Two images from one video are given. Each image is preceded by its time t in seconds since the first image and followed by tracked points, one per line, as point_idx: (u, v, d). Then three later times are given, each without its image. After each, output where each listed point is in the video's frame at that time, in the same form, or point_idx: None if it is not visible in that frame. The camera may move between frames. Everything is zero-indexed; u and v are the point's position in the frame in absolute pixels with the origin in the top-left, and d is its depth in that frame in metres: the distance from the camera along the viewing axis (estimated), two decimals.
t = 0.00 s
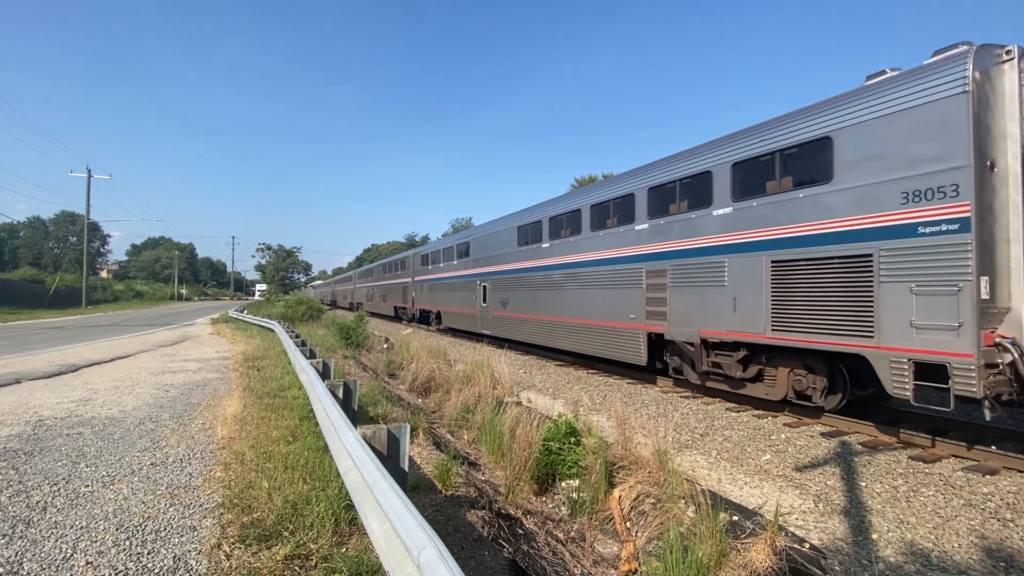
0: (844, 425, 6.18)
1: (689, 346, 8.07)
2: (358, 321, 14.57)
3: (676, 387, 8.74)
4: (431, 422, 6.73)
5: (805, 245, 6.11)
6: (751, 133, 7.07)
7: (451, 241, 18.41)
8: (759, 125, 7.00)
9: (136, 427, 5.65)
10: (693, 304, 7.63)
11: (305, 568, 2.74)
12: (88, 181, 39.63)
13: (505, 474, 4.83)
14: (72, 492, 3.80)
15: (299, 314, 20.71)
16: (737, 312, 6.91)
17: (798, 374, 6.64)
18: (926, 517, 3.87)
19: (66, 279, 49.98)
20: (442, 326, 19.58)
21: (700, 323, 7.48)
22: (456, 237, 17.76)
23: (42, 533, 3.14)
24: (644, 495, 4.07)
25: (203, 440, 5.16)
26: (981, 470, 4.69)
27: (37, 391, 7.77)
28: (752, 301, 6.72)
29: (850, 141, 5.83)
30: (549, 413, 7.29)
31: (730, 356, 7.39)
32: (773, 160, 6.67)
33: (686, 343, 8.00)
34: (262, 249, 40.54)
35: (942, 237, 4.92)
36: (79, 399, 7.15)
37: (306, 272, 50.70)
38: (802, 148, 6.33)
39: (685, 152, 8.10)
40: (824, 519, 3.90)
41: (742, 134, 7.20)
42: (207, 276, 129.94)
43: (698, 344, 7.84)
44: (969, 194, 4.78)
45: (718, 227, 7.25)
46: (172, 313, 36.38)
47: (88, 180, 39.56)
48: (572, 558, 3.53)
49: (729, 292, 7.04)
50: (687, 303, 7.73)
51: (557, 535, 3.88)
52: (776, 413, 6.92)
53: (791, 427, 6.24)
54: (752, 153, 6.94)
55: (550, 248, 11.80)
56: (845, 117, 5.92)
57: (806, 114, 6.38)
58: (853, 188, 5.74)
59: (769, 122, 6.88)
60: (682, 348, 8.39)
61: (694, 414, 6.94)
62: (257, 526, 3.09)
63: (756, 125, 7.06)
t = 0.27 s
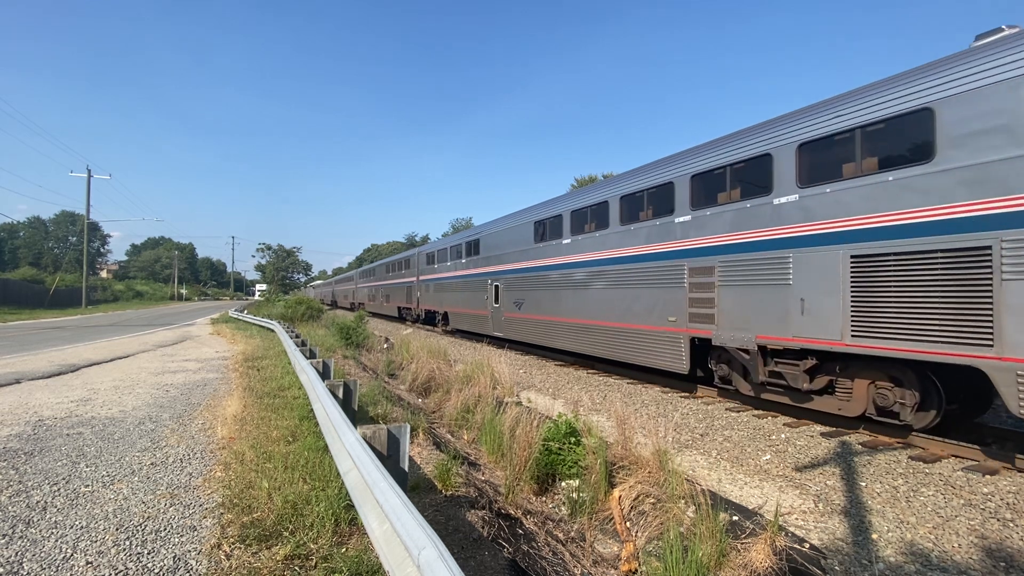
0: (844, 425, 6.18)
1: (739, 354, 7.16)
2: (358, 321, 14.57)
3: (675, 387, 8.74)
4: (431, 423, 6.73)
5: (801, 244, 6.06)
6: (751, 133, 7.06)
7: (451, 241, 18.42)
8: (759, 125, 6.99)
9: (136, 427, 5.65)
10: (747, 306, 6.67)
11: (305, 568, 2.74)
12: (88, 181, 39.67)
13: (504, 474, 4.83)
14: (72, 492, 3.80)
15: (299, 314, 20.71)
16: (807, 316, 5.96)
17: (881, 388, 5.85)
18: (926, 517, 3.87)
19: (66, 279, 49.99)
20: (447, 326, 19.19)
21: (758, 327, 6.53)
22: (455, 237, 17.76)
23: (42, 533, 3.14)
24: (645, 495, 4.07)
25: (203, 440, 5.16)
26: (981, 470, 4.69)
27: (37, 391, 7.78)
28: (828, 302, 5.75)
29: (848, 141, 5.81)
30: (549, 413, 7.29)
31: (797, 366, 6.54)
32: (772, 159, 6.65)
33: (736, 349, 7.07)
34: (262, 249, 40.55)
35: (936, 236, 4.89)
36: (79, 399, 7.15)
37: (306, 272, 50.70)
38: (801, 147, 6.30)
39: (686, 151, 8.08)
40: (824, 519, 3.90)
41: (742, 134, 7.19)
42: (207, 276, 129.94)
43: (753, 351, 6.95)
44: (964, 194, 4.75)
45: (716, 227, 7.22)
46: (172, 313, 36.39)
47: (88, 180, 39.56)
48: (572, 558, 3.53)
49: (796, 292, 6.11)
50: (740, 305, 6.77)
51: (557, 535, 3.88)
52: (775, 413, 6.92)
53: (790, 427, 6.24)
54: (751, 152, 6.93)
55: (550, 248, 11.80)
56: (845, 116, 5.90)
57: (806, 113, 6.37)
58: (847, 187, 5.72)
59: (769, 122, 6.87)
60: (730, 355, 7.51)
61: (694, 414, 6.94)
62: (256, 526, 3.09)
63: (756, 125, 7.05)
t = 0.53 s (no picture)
0: (844, 425, 6.18)
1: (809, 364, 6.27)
2: (359, 321, 14.57)
3: (676, 387, 8.74)
4: (431, 423, 6.73)
5: (800, 244, 6.05)
6: (751, 133, 7.05)
7: (451, 241, 18.43)
8: (759, 124, 6.99)
9: (136, 427, 5.65)
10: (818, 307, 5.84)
11: (305, 568, 2.74)
12: (88, 181, 39.70)
13: (505, 474, 4.83)
14: (73, 492, 3.80)
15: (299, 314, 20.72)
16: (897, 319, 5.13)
17: (995, 406, 4.88)
18: (926, 517, 3.87)
19: (66, 279, 50.01)
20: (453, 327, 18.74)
21: (831, 332, 5.69)
22: (455, 237, 17.79)
23: (42, 533, 3.15)
24: (645, 495, 4.07)
25: (203, 440, 5.16)
26: (981, 470, 4.69)
27: (37, 391, 7.78)
28: (924, 303, 4.91)
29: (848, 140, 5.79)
30: (549, 413, 7.29)
31: (881, 378, 5.65)
32: (772, 159, 6.64)
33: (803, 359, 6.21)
34: (263, 249, 40.56)
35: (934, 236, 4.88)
36: (80, 399, 7.15)
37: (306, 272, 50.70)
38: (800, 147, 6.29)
39: (687, 151, 8.07)
40: (824, 519, 3.90)
41: (742, 133, 7.19)
42: (207, 276, 129.98)
43: (824, 361, 6.10)
44: (962, 194, 4.75)
45: (716, 227, 7.22)
46: (172, 313, 36.40)
47: (88, 180, 39.56)
48: (572, 558, 3.53)
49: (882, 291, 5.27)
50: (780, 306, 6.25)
51: (557, 535, 3.88)
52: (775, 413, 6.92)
53: (791, 427, 6.24)
54: (751, 152, 6.92)
55: (550, 248, 11.80)
56: (843, 115, 5.89)
57: (805, 113, 6.36)
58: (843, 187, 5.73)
59: (769, 121, 6.86)
60: (793, 364, 6.64)
61: (694, 414, 6.94)
62: (257, 526, 3.09)
63: (755, 125, 7.04)
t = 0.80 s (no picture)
0: (844, 424, 6.18)
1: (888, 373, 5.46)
2: (358, 321, 14.56)
3: (676, 387, 8.74)
4: (431, 423, 6.73)
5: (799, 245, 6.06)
6: (750, 133, 7.05)
7: (451, 241, 18.43)
8: (758, 125, 6.99)
9: (136, 427, 5.65)
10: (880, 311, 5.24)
11: (305, 568, 2.74)
12: (88, 181, 39.72)
13: (505, 474, 4.83)
14: (72, 492, 3.80)
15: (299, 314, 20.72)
16: (976, 331, 4.63)
17: None
18: (926, 517, 3.87)
19: (66, 279, 50.02)
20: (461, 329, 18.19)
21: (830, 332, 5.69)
22: (455, 237, 17.80)
23: (42, 533, 3.14)
24: (645, 495, 4.07)
25: (203, 440, 5.16)
26: (981, 470, 4.69)
27: (37, 391, 7.77)
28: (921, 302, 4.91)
29: (847, 140, 5.79)
30: (549, 413, 7.29)
31: (1001, 396, 4.76)
32: (771, 159, 6.64)
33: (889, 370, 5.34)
34: (263, 249, 40.56)
35: (933, 236, 4.89)
36: (80, 399, 7.15)
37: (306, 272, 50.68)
38: (798, 147, 6.30)
39: (686, 151, 8.09)
40: (824, 519, 3.90)
41: (741, 134, 7.19)
42: (207, 276, 129.99)
43: (921, 375, 5.18)
44: (960, 194, 4.76)
45: (716, 227, 7.23)
46: (172, 313, 36.42)
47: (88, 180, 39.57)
48: (572, 558, 3.53)
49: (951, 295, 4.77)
50: (778, 306, 6.26)
51: (557, 535, 3.88)
52: (775, 413, 6.91)
53: (791, 427, 6.24)
54: (751, 152, 6.92)
55: (550, 248, 11.81)
56: (841, 116, 5.90)
57: (805, 113, 6.37)
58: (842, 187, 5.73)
59: (768, 121, 6.86)
60: (877, 376, 5.73)
61: (694, 414, 6.94)
62: (256, 526, 3.09)
63: (755, 125, 7.04)
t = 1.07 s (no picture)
0: (845, 425, 6.18)
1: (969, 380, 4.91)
2: (359, 321, 14.56)
3: (676, 387, 8.74)
4: (431, 422, 6.73)
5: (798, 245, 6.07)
6: (750, 133, 7.05)
7: (451, 241, 18.43)
8: (758, 125, 6.99)
9: (136, 427, 5.65)
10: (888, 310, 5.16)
11: (305, 568, 2.74)
12: (88, 181, 39.75)
13: (505, 474, 4.83)
14: (73, 492, 3.80)
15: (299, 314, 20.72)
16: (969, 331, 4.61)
17: None
18: (926, 517, 3.87)
19: (66, 279, 50.03)
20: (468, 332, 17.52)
21: (828, 331, 5.72)
22: (455, 237, 17.80)
23: (42, 533, 3.14)
24: (645, 495, 4.07)
25: (203, 440, 5.16)
26: (981, 470, 4.68)
27: (37, 391, 7.78)
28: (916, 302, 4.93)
29: (847, 141, 5.79)
30: (549, 413, 7.29)
31: None
32: (771, 160, 6.64)
33: (1012, 385, 4.54)
34: (263, 249, 40.56)
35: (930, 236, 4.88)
36: (80, 399, 7.15)
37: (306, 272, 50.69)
38: (797, 147, 6.31)
39: (686, 151, 8.09)
40: (824, 519, 3.90)
41: (741, 133, 7.19)
42: (207, 276, 130.02)
43: None
44: (957, 194, 4.75)
45: (715, 227, 7.23)
46: (172, 313, 36.43)
47: (88, 180, 39.59)
48: (572, 558, 3.53)
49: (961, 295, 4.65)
50: (777, 305, 6.30)
51: (557, 535, 3.88)
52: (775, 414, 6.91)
53: (791, 427, 6.24)
54: (750, 152, 6.92)
55: (550, 248, 11.81)
56: (839, 117, 5.91)
57: (805, 113, 6.36)
58: (840, 187, 5.74)
59: (768, 121, 6.86)
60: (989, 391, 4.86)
61: (694, 414, 6.94)
62: (257, 526, 3.09)
63: (755, 125, 7.04)
